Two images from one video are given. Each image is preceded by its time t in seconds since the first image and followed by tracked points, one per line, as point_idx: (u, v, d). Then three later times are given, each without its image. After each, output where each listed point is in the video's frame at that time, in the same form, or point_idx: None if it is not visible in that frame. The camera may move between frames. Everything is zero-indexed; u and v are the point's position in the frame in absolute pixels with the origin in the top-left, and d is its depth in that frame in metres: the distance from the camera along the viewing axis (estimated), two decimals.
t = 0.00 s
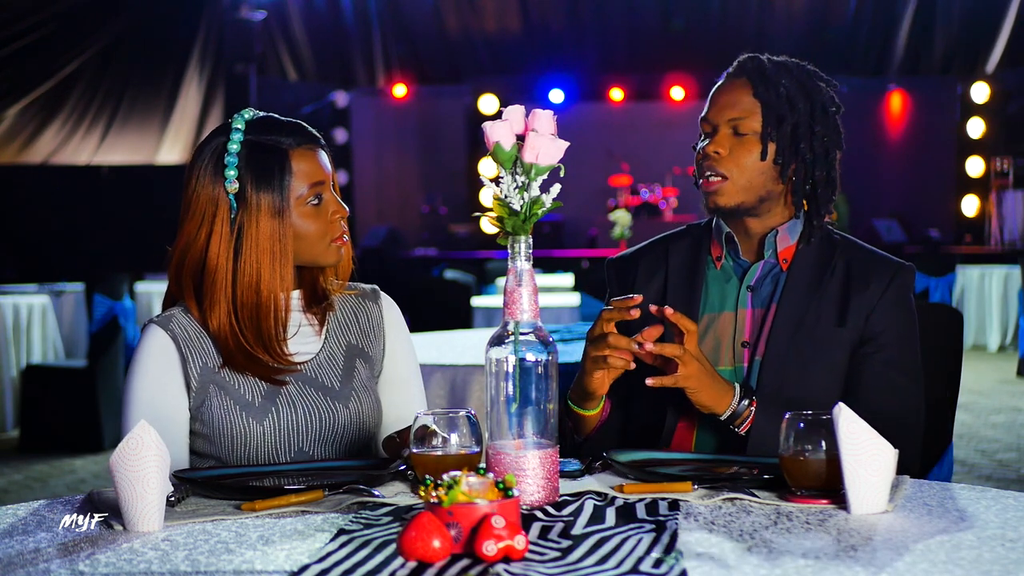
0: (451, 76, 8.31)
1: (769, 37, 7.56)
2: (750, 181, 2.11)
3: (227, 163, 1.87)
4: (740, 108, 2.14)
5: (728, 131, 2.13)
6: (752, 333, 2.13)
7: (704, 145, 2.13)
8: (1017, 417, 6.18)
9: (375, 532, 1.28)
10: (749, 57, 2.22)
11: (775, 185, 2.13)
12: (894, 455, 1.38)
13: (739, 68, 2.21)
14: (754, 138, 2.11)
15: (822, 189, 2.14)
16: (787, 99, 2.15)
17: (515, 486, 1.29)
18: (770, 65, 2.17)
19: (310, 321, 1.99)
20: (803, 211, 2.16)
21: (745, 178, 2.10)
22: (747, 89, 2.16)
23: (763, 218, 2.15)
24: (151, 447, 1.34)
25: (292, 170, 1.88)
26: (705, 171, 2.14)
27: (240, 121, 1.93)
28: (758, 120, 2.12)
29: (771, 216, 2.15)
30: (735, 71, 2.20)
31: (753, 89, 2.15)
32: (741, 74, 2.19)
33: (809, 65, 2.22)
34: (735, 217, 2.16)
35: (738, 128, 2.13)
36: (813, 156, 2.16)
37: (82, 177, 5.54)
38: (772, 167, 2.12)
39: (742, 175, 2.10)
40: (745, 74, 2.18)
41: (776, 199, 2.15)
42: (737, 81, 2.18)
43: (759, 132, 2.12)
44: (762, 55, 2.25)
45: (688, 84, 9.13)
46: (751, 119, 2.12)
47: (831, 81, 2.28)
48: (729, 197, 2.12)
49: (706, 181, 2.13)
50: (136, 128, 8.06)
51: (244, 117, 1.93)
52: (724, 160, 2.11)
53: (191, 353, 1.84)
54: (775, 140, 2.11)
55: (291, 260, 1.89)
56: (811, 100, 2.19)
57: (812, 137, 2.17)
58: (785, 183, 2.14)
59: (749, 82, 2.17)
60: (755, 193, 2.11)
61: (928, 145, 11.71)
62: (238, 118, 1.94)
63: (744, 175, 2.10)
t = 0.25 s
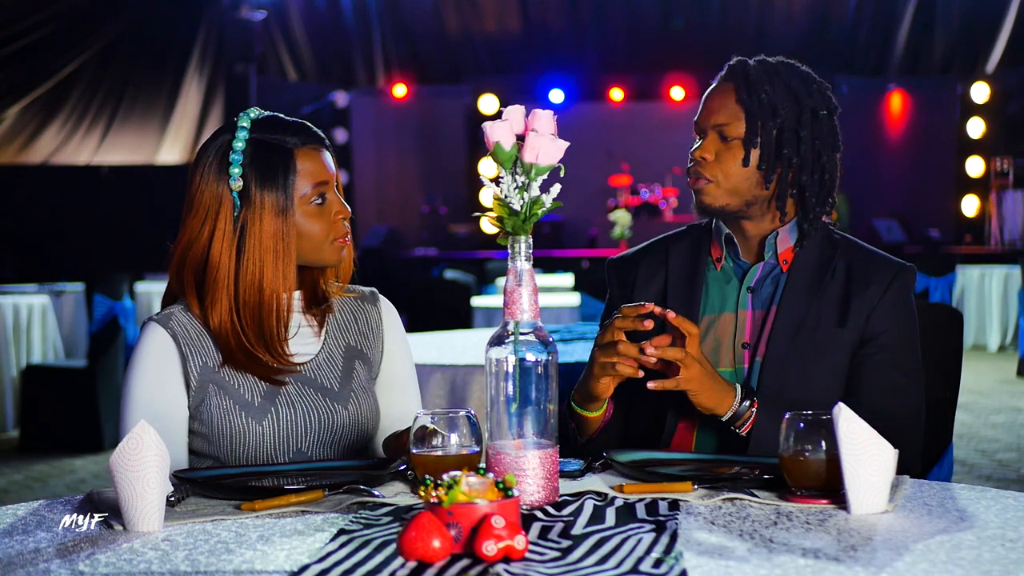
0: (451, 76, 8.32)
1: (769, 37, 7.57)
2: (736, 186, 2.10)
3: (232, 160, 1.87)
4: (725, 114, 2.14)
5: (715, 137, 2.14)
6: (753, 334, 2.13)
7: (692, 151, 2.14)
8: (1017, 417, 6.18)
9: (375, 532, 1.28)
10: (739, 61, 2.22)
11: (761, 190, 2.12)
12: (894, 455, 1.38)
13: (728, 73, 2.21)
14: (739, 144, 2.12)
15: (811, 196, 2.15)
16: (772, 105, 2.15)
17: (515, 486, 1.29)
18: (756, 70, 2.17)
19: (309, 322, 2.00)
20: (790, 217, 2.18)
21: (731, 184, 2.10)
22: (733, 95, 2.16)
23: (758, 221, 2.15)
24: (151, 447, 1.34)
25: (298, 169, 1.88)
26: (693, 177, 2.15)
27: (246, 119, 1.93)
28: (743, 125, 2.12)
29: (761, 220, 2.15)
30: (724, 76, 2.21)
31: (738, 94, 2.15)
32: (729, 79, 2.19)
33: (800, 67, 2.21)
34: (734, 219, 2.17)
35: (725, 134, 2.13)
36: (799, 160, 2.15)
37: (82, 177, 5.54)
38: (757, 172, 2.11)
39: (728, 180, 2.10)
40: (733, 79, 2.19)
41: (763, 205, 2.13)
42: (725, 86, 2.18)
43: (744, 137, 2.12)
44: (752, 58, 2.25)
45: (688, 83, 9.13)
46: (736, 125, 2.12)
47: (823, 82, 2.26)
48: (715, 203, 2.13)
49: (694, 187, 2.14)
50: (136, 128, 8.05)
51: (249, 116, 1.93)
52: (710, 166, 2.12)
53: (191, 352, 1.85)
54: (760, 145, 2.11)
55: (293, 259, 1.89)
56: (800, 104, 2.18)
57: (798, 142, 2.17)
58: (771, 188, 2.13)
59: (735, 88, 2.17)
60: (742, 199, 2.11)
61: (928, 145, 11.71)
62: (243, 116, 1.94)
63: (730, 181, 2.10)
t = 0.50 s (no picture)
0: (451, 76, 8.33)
1: (769, 37, 7.58)
2: (758, 184, 2.11)
3: (232, 159, 1.87)
4: (742, 113, 2.13)
5: (733, 136, 2.13)
6: (753, 334, 2.13)
7: (710, 152, 2.13)
8: (1017, 417, 6.18)
9: (375, 532, 1.28)
10: (743, 59, 2.21)
11: (780, 187, 2.12)
12: (894, 455, 1.38)
13: (735, 70, 2.20)
14: (759, 142, 2.11)
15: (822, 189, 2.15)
16: (787, 100, 2.15)
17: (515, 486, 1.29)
18: (766, 66, 2.17)
19: (310, 322, 1.99)
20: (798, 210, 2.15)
21: (754, 182, 2.10)
22: (747, 92, 2.15)
23: (766, 219, 2.13)
24: (151, 447, 1.34)
25: (298, 168, 1.88)
26: (713, 177, 2.14)
27: (246, 118, 1.93)
28: (761, 123, 2.12)
29: (777, 215, 2.13)
30: (732, 73, 2.19)
31: (753, 92, 2.15)
32: (738, 76, 2.18)
33: (805, 69, 2.21)
34: (739, 218, 2.14)
35: (743, 133, 2.12)
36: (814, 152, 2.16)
37: (82, 177, 5.54)
38: (778, 169, 2.12)
39: (750, 179, 2.10)
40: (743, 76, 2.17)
41: (781, 200, 2.13)
42: (736, 84, 2.17)
43: (764, 134, 2.11)
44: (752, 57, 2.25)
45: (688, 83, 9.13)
46: (754, 123, 2.12)
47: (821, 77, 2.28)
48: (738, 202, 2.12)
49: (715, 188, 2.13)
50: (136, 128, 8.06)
51: (249, 115, 1.93)
52: (732, 166, 2.11)
53: (192, 353, 1.85)
54: (780, 141, 2.12)
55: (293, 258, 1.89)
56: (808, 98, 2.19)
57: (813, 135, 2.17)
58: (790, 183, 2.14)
59: (748, 85, 2.16)
60: (763, 197, 2.11)
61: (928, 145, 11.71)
62: (244, 115, 1.94)
63: (752, 180, 2.10)
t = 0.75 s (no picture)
0: (451, 75, 8.33)
1: (769, 37, 7.58)
2: (776, 177, 2.12)
3: (233, 158, 1.87)
4: (753, 108, 2.14)
5: (745, 132, 2.14)
6: (755, 335, 2.13)
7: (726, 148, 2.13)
8: (1017, 417, 6.18)
9: (375, 532, 1.28)
10: (737, 57, 2.22)
11: (791, 179, 2.15)
12: (894, 455, 1.38)
13: (735, 65, 2.20)
14: (772, 135, 2.13)
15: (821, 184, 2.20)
16: (794, 90, 2.18)
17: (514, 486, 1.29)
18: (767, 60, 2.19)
19: (310, 322, 1.99)
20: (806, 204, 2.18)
21: (772, 175, 2.12)
22: (754, 86, 2.16)
23: (774, 216, 2.13)
24: (151, 447, 1.34)
25: (298, 167, 1.88)
26: (730, 172, 2.13)
27: (247, 117, 1.93)
28: (772, 116, 2.14)
29: (789, 207, 2.15)
30: (734, 68, 2.19)
31: (760, 86, 2.16)
32: (741, 71, 2.18)
33: (802, 69, 2.22)
34: (744, 221, 2.14)
35: (755, 127, 2.14)
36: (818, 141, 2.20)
37: (82, 177, 5.54)
38: (791, 159, 2.15)
39: (768, 172, 2.11)
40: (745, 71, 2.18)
41: (794, 192, 2.16)
42: (740, 80, 2.17)
43: (776, 127, 2.14)
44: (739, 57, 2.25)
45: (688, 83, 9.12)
46: (767, 117, 2.14)
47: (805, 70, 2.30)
48: (759, 196, 2.11)
49: (734, 183, 2.12)
50: (135, 128, 8.06)
51: (250, 114, 1.93)
52: (750, 160, 2.12)
53: (192, 353, 1.85)
54: (792, 132, 2.15)
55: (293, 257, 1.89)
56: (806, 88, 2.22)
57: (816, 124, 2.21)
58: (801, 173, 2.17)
59: (752, 81, 2.17)
60: (779, 189, 2.13)
61: (928, 145, 11.71)
62: (245, 114, 1.94)
63: (769, 173, 2.11)
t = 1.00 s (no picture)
0: (451, 75, 8.33)
1: (769, 37, 7.59)
2: (769, 175, 2.12)
3: (231, 154, 1.87)
4: (745, 107, 2.14)
5: (738, 131, 2.14)
6: (753, 334, 2.14)
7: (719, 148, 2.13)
8: (1017, 417, 6.18)
9: (374, 532, 1.27)
10: (730, 57, 2.22)
11: (785, 179, 2.16)
12: (894, 455, 1.38)
13: (728, 65, 2.20)
14: (765, 135, 2.13)
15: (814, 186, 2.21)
16: (788, 89, 2.17)
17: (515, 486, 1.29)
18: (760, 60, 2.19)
19: (309, 322, 1.99)
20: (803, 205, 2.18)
21: (765, 173, 2.12)
22: (747, 86, 2.16)
23: (769, 215, 2.13)
24: (151, 447, 1.34)
25: (297, 163, 1.88)
26: (724, 171, 2.12)
27: (245, 116, 1.93)
28: (765, 115, 2.14)
29: (784, 206, 2.15)
30: (727, 68, 2.19)
31: (753, 85, 2.16)
32: (734, 71, 2.18)
33: (796, 68, 2.22)
34: (739, 220, 2.15)
35: (748, 127, 2.14)
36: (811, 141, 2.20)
37: (82, 177, 5.54)
38: (784, 159, 2.15)
39: (762, 170, 2.12)
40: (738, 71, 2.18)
41: (787, 191, 2.16)
42: (733, 80, 2.17)
43: (769, 126, 2.14)
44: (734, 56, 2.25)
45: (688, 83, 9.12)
46: (760, 116, 2.14)
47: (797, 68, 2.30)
48: (753, 194, 2.11)
49: (729, 181, 2.12)
50: (135, 127, 8.05)
51: (248, 113, 1.94)
52: (744, 159, 2.12)
53: (192, 353, 1.85)
54: (784, 132, 2.15)
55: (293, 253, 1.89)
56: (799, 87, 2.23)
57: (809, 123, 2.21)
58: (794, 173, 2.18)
59: (745, 81, 2.17)
60: (774, 188, 2.13)
61: (929, 145, 11.70)
62: (243, 113, 1.94)
63: (763, 171, 2.12)
